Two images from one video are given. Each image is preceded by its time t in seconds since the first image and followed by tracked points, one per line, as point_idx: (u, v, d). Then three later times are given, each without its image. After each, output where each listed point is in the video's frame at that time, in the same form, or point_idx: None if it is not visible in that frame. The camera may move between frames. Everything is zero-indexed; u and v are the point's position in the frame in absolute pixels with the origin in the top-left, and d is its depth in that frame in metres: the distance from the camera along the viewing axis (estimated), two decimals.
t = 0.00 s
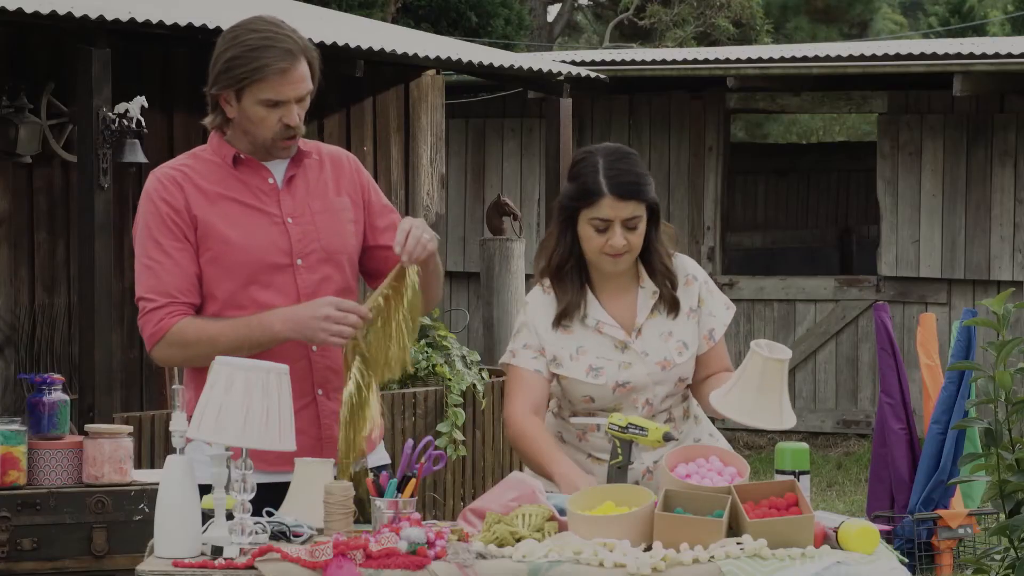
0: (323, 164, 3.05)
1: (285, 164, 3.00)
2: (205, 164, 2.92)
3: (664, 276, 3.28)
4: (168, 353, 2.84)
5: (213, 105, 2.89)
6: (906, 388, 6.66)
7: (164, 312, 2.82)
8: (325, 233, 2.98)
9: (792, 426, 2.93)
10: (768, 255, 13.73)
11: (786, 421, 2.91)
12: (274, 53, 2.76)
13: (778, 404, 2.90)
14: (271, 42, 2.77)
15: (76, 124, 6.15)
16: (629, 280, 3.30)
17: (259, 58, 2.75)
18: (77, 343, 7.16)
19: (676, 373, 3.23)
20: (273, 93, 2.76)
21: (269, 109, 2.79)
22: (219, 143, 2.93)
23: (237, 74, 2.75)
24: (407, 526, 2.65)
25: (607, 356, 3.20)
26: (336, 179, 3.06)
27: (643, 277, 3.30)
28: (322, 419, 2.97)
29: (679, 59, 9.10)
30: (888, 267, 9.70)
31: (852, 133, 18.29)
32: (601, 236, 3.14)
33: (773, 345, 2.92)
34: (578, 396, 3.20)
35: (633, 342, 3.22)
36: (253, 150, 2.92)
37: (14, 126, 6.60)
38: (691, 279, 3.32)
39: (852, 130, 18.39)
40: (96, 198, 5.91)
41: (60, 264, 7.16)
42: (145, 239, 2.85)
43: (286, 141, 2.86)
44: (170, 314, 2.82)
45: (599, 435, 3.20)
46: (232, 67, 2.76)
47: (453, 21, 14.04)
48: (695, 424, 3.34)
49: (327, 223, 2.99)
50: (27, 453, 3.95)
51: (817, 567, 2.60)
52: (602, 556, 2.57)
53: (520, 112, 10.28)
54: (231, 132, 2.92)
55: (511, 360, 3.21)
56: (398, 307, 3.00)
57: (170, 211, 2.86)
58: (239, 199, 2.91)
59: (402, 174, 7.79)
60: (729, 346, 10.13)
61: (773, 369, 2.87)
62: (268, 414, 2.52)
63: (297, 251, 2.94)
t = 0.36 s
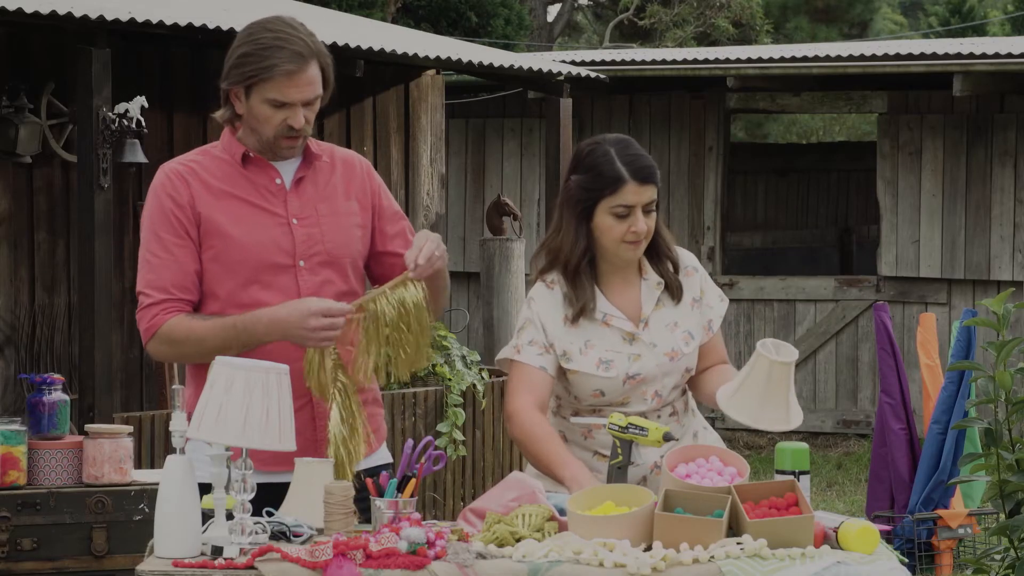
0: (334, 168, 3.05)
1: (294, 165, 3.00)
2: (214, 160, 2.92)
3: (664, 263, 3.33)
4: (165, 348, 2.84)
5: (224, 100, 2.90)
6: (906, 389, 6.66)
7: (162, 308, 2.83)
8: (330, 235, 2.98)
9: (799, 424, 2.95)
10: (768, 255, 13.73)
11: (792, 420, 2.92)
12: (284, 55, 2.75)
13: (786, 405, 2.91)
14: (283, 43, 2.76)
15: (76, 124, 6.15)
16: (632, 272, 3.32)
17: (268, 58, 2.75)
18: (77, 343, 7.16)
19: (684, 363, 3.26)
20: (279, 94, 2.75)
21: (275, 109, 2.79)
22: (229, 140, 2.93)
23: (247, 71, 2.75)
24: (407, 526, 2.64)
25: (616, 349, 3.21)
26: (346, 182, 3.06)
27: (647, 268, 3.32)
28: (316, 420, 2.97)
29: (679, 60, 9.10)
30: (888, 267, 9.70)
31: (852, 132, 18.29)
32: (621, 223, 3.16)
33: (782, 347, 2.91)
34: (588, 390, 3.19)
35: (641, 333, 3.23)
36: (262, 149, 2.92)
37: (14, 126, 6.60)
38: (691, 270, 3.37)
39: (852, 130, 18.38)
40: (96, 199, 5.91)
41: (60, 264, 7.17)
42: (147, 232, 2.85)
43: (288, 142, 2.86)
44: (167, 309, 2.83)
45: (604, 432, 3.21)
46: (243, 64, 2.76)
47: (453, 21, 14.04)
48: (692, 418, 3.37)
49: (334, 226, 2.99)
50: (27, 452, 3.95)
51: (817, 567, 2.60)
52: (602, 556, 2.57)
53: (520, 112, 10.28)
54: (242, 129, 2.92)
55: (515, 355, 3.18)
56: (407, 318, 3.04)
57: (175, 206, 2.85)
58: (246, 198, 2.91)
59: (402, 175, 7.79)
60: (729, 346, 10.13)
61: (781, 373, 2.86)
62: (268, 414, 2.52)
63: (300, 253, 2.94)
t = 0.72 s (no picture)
0: (343, 170, 3.05)
1: (303, 167, 3.00)
2: (222, 159, 2.92)
3: (678, 251, 3.29)
4: (161, 348, 2.82)
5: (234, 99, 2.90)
6: (906, 389, 6.66)
7: (162, 308, 2.83)
8: (337, 239, 2.99)
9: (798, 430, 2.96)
10: (768, 255, 13.73)
11: (790, 429, 2.93)
12: (293, 62, 2.74)
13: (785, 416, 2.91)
14: (294, 48, 2.76)
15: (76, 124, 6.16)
16: (645, 259, 3.28)
17: (278, 64, 2.74)
18: (77, 343, 7.17)
19: (698, 351, 3.21)
20: (287, 101, 2.75)
21: (281, 114, 2.79)
22: (239, 140, 2.93)
23: (257, 73, 2.75)
24: (407, 525, 2.64)
25: (629, 335, 3.16)
26: (355, 186, 3.06)
27: (661, 256, 3.27)
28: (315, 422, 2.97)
29: (679, 60, 9.10)
30: (888, 267, 9.70)
31: (852, 132, 18.30)
32: (636, 209, 3.16)
33: (794, 361, 2.90)
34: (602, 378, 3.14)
35: (655, 320, 3.19)
36: (270, 150, 2.92)
37: (14, 126, 6.60)
38: (705, 259, 3.33)
39: (852, 130, 18.39)
40: (96, 198, 5.91)
41: (60, 264, 7.17)
42: (150, 231, 2.84)
43: (293, 146, 2.86)
44: (167, 311, 2.84)
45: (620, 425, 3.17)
46: (253, 66, 2.76)
47: (453, 21, 14.04)
48: (706, 410, 3.30)
49: (340, 229, 3.00)
50: (27, 453, 3.95)
51: (817, 567, 2.60)
52: (602, 556, 2.57)
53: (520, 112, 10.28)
54: (251, 129, 2.93)
55: (522, 343, 3.10)
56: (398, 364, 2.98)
57: (181, 205, 2.85)
58: (253, 199, 2.91)
59: (402, 175, 7.79)
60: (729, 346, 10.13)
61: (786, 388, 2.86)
62: (268, 414, 2.52)
63: (306, 255, 2.94)
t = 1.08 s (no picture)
0: (351, 174, 3.05)
1: (309, 171, 3.00)
2: (228, 161, 2.92)
3: (710, 232, 3.26)
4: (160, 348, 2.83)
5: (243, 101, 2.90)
6: (906, 389, 6.66)
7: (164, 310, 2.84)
8: (342, 243, 2.99)
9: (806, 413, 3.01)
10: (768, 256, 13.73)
11: (797, 412, 2.99)
12: (303, 68, 2.74)
13: (787, 401, 2.97)
14: (303, 53, 2.75)
15: (76, 124, 6.16)
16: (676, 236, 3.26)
17: (287, 69, 2.74)
18: (77, 343, 7.17)
19: (720, 326, 3.17)
20: (296, 105, 2.75)
21: (290, 119, 2.79)
22: (247, 141, 2.93)
23: (266, 79, 2.75)
24: (407, 526, 2.64)
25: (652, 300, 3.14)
26: (362, 190, 3.06)
27: (691, 234, 3.26)
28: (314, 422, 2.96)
29: (679, 59, 9.10)
30: (888, 267, 9.71)
31: (852, 132, 18.31)
32: (663, 181, 3.13)
33: (776, 342, 3.00)
34: (621, 338, 3.11)
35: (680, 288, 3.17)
36: (277, 153, 2.92)
37: (14, 126, 6.60)
38: (736, 246, 3.30)
39: (853, 130, 18.40)
40: (96, 198, 5.91)
41: (60, 264, 7.16)
42: (155, 231, 2.84)
43: (302, 150, 2.86)
44: (169, 314, 2.84)
45: (637, 405, 3.15)
46: (263, 71, 2.76)
47: (453, 21, 14.04)
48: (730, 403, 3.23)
49: (346, 233, 2.99)
50: (27, 453, 3.95)
51: (817, 567, 2.60)
52: (602, 556, 2.57)
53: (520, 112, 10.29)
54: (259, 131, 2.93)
55: (552, 296, 3.13)
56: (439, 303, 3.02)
57: (184, 206, 2.85)
58: (258, 202, 2.91)
59: (402, 174, 7.79)
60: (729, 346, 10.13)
61: (778, 372, 2.92)
62: (268, 414, 2.52)
63: (311, 259, 2.94)
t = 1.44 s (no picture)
0: (349, 175, 3.04)
1: (304, 171, 2.99)
2: (224, 163, 2.93)
3: (727, 231, 3.18)
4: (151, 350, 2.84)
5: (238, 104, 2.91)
6: (906, 389, 6.66)
7: (157, 311, 2.86)
8: (336, 243, 2.98)
9: (796, 405, 2.98)
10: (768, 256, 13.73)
11: (792, 401, 2.94)
12: (292, 70, 2.74)
13: (777, 393, 2.93)
14: (293, 56, 2.75)
15: (76, 123, 6.16)
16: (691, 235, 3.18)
17: (278, 71, 2.74)
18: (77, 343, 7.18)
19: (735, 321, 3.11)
20: (287, 108, 2.75)
21: (282, 121, 2.79)
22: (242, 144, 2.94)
23: (256, 82, 2.75)
24: (407, 526, 2.64)
25: (668, 295, 3.09)
26: (361, 190, 3.05)
27: (706, 233, 3.18)
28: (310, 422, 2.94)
29: (680, 60, 9.10)
30: (888, 267, 9.71)
31: (852, 132, 18.34)
32: (678, 182, 3.06)
33: (770, 334, 2.93)
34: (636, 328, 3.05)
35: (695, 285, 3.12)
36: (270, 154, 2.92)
37: (14, 126, 6.61)
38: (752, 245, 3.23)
39: (852, 130, 18.43)
40: (96, 198, 5.92)
41: (60, 264, 7.17)
42: (149, 233, 2.87)
43: (296, 152, 2.85)
44: (162, 315, 2.86)
45: (649, 402, 3.10)
46: (253, 75, 2.76)
47: (453, 21, 14.05)
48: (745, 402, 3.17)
49: (340, 233, 2.98)
50: (27, 452, 3.95)
51: (818, 567, 2.60)
52: (602, 556, 2.57)
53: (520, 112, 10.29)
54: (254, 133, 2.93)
55: (577, 290, 3.07)
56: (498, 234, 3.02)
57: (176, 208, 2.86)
58: (251, 203, 2.92)
59: (402, 174, 7.79)
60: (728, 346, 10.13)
61: (768, 362, 2.87)
62: (268, 414, 2.52)
63: (303, 260, 2.94)
